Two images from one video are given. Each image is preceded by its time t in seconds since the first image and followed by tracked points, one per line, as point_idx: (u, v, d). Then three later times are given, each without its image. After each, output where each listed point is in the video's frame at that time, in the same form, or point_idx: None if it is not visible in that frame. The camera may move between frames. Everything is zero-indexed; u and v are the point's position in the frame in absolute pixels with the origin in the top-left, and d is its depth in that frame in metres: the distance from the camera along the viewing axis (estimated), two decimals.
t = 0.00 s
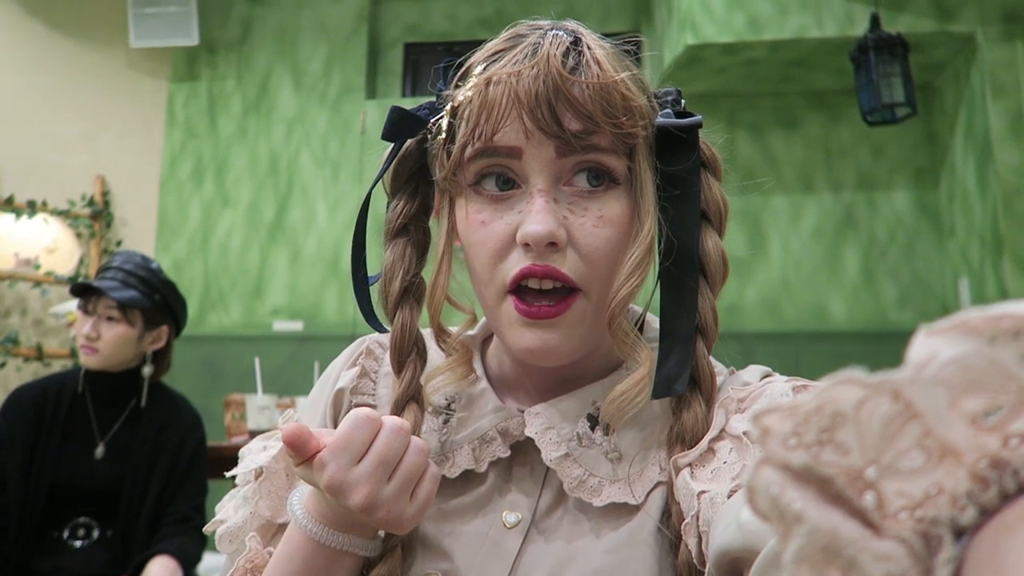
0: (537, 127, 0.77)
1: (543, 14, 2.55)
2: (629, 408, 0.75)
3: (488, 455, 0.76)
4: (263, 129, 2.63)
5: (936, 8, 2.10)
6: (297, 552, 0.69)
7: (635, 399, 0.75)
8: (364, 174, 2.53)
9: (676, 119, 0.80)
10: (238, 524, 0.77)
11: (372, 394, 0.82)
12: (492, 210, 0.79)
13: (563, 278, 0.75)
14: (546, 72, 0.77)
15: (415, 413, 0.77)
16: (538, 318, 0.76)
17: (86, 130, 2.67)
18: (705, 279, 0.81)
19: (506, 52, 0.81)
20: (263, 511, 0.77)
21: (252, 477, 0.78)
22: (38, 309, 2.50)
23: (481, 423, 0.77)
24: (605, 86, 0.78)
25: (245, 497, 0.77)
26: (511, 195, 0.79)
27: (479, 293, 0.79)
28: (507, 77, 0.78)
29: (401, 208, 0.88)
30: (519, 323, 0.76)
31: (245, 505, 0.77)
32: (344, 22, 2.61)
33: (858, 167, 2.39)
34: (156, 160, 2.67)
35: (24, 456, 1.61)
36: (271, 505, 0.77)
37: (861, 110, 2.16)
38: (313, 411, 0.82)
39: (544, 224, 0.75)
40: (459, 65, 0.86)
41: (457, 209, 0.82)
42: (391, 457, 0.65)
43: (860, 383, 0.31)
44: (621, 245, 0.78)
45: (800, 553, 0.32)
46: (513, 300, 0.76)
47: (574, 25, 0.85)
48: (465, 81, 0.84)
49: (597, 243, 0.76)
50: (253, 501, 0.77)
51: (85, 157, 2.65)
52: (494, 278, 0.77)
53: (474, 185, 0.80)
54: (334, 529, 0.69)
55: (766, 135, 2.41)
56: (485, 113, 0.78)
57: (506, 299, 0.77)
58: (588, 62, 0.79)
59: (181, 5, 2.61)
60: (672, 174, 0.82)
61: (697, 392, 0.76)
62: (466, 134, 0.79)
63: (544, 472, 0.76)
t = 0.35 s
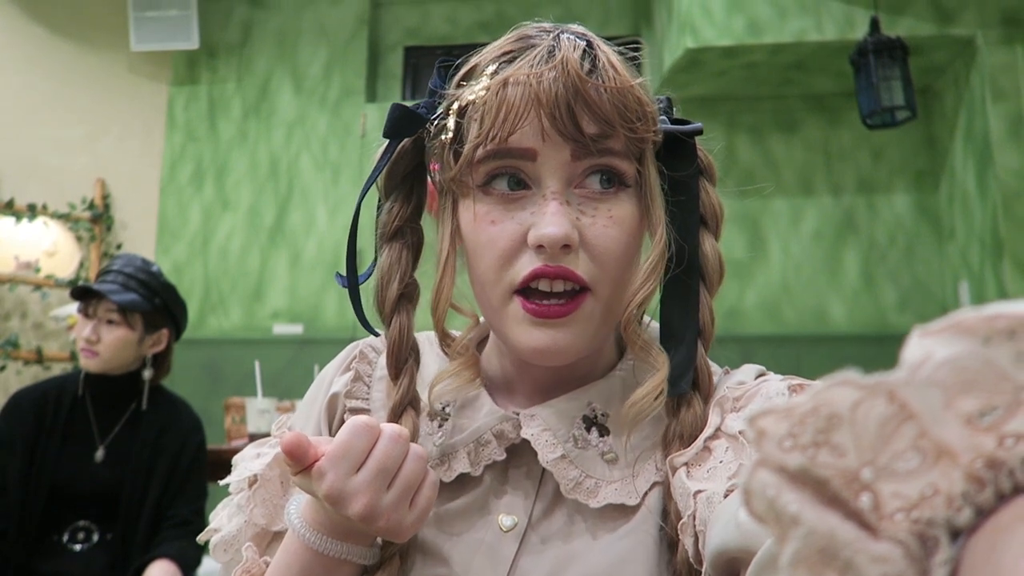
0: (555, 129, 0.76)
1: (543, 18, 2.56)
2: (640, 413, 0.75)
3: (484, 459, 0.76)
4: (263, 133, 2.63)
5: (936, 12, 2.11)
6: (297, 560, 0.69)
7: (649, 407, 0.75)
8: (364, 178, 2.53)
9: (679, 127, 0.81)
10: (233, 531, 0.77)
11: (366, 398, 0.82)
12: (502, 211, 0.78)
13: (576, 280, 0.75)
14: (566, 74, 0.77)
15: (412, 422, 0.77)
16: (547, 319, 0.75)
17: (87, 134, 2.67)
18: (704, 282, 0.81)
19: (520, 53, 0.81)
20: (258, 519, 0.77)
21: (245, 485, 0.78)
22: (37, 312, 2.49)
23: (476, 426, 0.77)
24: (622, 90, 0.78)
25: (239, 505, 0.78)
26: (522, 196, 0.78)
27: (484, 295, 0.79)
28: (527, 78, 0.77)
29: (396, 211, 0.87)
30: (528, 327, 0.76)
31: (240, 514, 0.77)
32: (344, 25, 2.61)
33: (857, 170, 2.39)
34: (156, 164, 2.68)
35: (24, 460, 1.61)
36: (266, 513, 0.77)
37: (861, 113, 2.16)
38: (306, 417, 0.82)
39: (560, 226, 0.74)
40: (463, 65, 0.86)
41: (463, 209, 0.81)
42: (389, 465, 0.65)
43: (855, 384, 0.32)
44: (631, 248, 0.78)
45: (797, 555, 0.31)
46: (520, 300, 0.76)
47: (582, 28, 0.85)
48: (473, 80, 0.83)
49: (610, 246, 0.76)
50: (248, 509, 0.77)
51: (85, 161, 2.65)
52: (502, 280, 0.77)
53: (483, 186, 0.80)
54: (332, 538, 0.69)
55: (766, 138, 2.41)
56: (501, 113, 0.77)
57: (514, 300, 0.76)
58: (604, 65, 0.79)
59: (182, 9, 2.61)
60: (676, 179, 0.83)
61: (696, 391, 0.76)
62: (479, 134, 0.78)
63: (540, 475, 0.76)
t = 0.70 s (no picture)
0: (548, 133, 0.76)
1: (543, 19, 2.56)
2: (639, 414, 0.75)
3: (483, 462, 0.76)
4: (263, 134, 2.63)
5: (936, 13, 2.11)
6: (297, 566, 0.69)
7: (648, 408, 0.75)
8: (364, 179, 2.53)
9: (675, 128, 0.82)
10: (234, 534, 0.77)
11: (365, 402, 0.82)
12: (497, 215, 0.78)
13: (571, 284, 0.75)
14: (559, 77, 0.77)
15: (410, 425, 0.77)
16: (547, 314, 0.75)
17: (88, 134, 2.67)
18: (701, 283, 0.82)
19: (513, 56, 0.81)
20: (258, 523, 0.77)
21: (245, 488, 0.78)
22: (37, 313, 2.50)
23: (476, 430, 0.77)
24: (615, 93, 0.78)
25: (239, 509, 0.78)
26: (517, 200, 0.78)
27: (479, 298, 0.79)
28: (519, 82, 0.77)
29: (394, 214, 0.88)
30: (525, 323, 0.75)
31: (239, 517, 0.78)
32: (344, 26, 2.61)
33: (857, 171, 2.39)
34: (156, 164, 2.68)
35: (24, 461, 1.61)
36: (265, 516, 0.77)
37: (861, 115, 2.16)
38: (306, 420, 0.82)
39: (554, 231, 0.74)
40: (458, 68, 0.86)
41: (458, 213, 0.81)
42: (390, 472, 0.65)
43: (853, 386, 0.32)
44: (627, 251, 0.78)
45: (795, 557, 0.31)
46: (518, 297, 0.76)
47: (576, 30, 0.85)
48: (467, 84, 0.83)
49: (606, 249, 0.76)
50: (249, 512, 0.77)
51: (85, 161, 2.66)
52: (497, 283, 0.77)
53: (478, 190, 0.80)
54: (332, 544, 0.69)
55: (766, 139, 2.41)
56: (495, 117, 0.77)
57: (510, 299, 0.76)
58: (597, 68, 0.79)
59: (182, 10, 2.61)
60: (672, 180, 0.83)
61: (695, 393, 0.76)
62: (473, 138, 0.78)
63: (538, 478, 0.76)
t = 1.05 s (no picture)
0: (536, 132, 0.76)
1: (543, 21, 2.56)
2: (632, 413, 0.75)
3: (484, 465, 0.76)
4: (264, 136, 2.63)
5: (936, 15, 2.11)
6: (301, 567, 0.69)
7: (638, 404, 0.75)
8: (365, 180, 2.54)
9: (672, 125, 0.81)
10: (236, 535, 0.77)
11: (367, 404, 0.82)
12: (491, 215, 0.78)
13: (563, 283, 0.75)
14: (545, 75, 0.77)
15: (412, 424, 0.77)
16: (535, 320, 0.75)
17: (88, 135, 2.68)
18: (701, 284, 0.81)
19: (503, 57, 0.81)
20: (260, 525, 0.77)
21: (246, 490, 0.78)
22: (38, 315, 2.50)
23: (477, 433, 0.77)
24: (604, 90, 0.78)
25: (240, 510, 0.78)
26: (509, 199, 0.79)
27: (476, 300, 0.79)
28: (507, 81, 0.78)
29: (396, 216, 0.88)
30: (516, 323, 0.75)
31: (241, 519, 0.77)
32: (345, 28, 2.61)
33: (858, 173, 2.39)
34: (156, 166, 2.68)
35: (25, 462, 1.61)
36: (267, 517, 0.77)
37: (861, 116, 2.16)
38: (307, 422, 0.82)
39: (544, 228, 0.74)
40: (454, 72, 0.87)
41: (454, 214, 0.82)
42: (397, 473, 0.65)
43: (852, 385, 0.32)
44: (619, 249, 0.78)
45: (794, 556, 0.31)
46: (509, 304, 0.76)
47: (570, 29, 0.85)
48: (461, 86, 0.84)
49: (596, 247, 0.76)
50: (250, 514, 0.77)
51: (85, 163, 2.66)
52: (493, 283, 0.77)
53: (472, 191, 0.80)
54: (336, 546, 0.69)
55: (766, 141, 2.41)
56: (484, 117, 0.78)
57: (504, 302, 0.76)
58: (586, 66, 0.79)
59: (183, 12, 2.61)
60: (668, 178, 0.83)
61: (693, 394, 0.76)
62: (464, 139, 0.79)
63: (540, 481, 0.76)
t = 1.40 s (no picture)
0: (527, 136, 0.76)
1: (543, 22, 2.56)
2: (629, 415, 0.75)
3: (485, 466, 0.76)
4: (264, 137, 2.63)
5: (936, 16, 2.11)
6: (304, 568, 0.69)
7: (630, 409, 0.74)
8: (365, 181, 2.54)
9: (667, 126, 0.80)
10: (236, 536, 0.77)
11: (367, 405, 0.82)
12: (485, 218, 0.79)
13: (555, 288, 0.75)
14: (535, 80, 0.77)
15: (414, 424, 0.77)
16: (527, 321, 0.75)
17: (88, 135, 2.68)
18: (701, 286, 0.81)
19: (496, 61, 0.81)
20: (260, 526, 0.77)
21: (246, 491, 0.78)
22: (38, 316, 2.50)
23: (477, 435, 0.77)
24: (594, 94, 0.77)
25: (241, 512, 0.77)
26: (503, 204, 0.79)
27: (471, 296, 0.79)
28: (497, 86, 0.78)
29: (398, 217, 0.88)
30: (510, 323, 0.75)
31: (241, 520, 0.77)
32: (345, 29, 2.62)
33: (858, 174, 2.39)
34: (156, 167, 2.68)
35: (25, 463, 1.61)
36: (268, 518, 0.77)
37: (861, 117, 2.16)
38: (308, 423, 0.82)
39: (535, 233, 0.74)
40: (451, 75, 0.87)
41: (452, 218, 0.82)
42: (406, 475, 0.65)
43: (852, 386, 0.32)
44: (613, 252, 0.78)
45: (794, 556, 0.31)
46: (505, 300, 0.76)
47: (565, 32, 0.85)
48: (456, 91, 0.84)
49: (588, 250, 0.76)
50: (251, 515, 0.77)
51: (85, 164, 2.66)
52: (487, 286, 0.77)
53: (467, 194, 0.80)
54: (337, 546, 0.69)
55: (766, 142, 2.41)
56: (476, 123, 0.78)
57: (498, 302, 0.76)
58: (577, 69, 0.79)
59: (183, 13, 2.62)
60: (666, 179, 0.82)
61: (693, 398, 0.76)
62: (458, 144, 0.79)
63: (540, 482, 0.76)
